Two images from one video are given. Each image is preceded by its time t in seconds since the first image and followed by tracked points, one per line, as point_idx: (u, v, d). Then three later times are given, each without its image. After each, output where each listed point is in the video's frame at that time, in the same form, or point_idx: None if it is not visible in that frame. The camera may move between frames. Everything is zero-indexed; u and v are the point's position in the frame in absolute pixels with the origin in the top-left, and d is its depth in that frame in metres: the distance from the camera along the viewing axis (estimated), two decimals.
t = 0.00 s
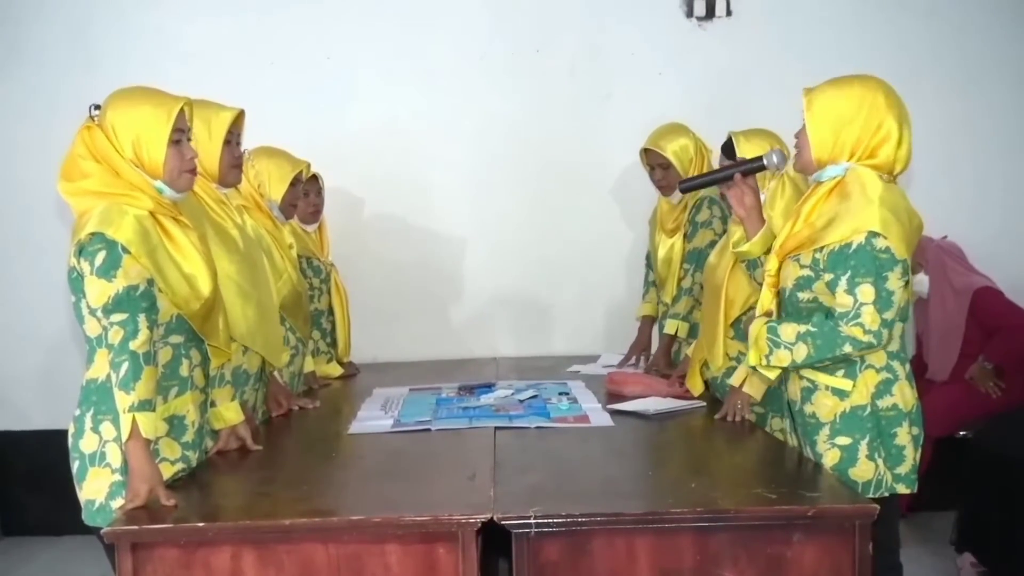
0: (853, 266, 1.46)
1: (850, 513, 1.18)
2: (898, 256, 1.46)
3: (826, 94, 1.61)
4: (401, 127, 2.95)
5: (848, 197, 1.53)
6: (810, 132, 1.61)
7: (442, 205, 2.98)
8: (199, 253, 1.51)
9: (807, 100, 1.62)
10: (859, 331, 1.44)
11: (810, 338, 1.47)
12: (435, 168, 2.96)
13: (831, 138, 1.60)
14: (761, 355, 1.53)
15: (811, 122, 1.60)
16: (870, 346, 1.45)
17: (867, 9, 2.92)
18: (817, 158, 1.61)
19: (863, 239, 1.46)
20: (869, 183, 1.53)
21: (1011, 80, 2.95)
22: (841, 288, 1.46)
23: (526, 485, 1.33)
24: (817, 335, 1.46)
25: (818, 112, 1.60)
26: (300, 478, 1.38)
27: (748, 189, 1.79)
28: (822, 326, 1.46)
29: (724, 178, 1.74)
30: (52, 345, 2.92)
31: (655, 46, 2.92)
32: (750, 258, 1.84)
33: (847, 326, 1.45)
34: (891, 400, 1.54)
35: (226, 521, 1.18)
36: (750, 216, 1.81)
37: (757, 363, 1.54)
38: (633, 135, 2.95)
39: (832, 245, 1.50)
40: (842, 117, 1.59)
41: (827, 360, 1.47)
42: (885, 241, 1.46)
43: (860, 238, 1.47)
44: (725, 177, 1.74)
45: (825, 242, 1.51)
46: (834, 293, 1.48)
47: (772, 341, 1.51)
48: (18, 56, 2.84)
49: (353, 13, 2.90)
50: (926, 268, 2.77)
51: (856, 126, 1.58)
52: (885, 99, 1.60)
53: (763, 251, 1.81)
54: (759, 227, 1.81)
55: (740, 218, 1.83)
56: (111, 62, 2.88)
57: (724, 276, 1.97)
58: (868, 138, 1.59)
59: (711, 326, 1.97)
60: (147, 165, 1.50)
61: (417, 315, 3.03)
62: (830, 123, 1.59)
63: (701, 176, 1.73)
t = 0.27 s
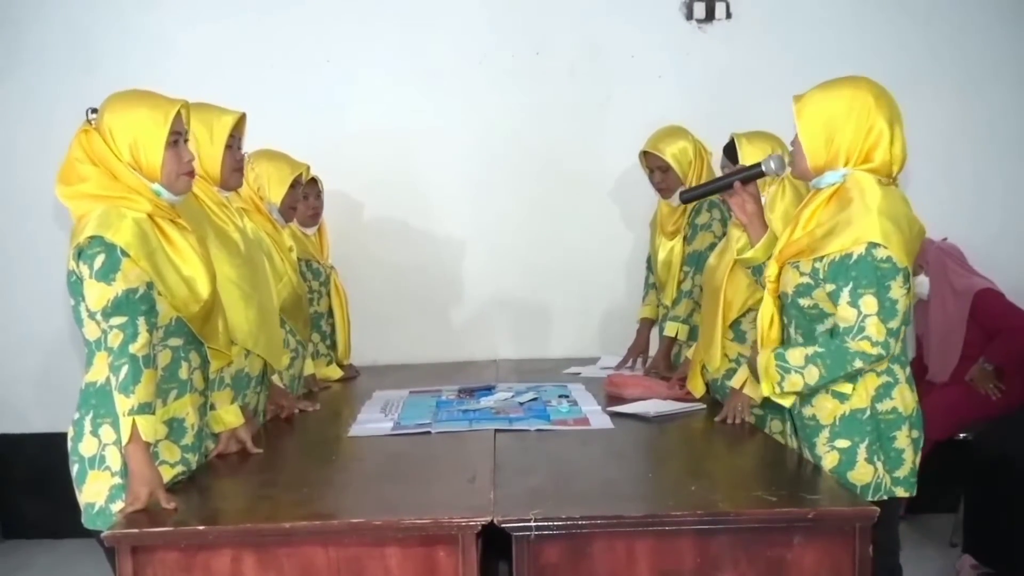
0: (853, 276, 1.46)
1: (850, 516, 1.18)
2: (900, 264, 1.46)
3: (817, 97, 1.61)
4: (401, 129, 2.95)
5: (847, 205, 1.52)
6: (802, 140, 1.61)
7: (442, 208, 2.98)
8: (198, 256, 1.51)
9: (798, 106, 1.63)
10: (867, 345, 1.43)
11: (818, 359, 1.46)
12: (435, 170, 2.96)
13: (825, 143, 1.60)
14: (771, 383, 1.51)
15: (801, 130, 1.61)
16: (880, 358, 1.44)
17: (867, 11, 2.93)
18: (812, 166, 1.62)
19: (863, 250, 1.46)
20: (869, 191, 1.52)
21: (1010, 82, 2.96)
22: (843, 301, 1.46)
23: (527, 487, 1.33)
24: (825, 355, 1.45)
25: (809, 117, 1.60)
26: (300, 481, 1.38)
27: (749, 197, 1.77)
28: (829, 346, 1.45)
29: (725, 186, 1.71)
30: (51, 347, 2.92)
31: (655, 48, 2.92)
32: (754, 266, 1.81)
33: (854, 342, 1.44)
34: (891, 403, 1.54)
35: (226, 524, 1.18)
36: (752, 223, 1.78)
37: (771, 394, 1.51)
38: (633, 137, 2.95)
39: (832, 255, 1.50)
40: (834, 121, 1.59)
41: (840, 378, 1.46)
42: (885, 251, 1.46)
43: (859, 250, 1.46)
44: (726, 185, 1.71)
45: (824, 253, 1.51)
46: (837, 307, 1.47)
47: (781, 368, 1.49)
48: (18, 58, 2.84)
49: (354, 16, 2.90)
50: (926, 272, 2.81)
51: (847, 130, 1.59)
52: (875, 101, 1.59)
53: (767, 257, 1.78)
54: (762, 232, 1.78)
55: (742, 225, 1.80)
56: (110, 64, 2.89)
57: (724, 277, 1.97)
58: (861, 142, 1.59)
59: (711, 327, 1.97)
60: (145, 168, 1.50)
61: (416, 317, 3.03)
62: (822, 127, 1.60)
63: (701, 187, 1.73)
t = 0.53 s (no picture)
0: (837, 276, 1.47)
1: (850, 517, 1.18)
2: (884, 266, 1.45)
3: (817, 98, 1.61)
4: (401, 131, 2.95)
5: (841, 206, 1.52)
6: (802, 141, 1.61)
7: (442, 210, 2.98)
8: (196, 258, 1.51)
9: (796, 106, 1.63)
10: (842, 346, 1.45)
11: (800, 371, 1.48)
12: (434, 172, 2.97)
13: (823, 144, 1.61)
14: (763, 409, 1.54)
15: (802, 131, 1.61)
16: (857, 360, 1.45)
17: (866, 13, 2.93)
18: (812, 166, 1.62)
19: (848, 250, 1.46)
20: (863, 193, 1.52)
21: (1009, 84, 2.96)
22: (825, 302, 1.47)
23: (526, 489, 1.33)
24: (805, 367, 1.48)
25: (809, 117, 1.60)
26: (301, 483, 1.39)
27: (750, 201, 1.79)
28: (810, 356, 1.48)
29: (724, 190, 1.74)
30: (52, 350, 2.92)
31: (654, 50, 2.93)
32: (755, 269, 1.81)
33: (831, 345, 1.46)
34: (886, 405, 1.54)
35: (227, 526, 1.18)
36: (754, 227, 1.80)
37: (763, 419, 1.54)
38: (633, 139, 2.96)
39: (821, 255, 1.50)
40: (833, 122, 1.59)
41: (823, 389, 1.48)
42: (870, 252, 1.45)
43: (844, 250, 1.47)
44: (724, 189, 1.74)
45: (813, 253, 1.51)
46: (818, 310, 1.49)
47: (768, 389, 1.52)
48: (18, 60, 2.84)
49: (353, 18, 2.91)
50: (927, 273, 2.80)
51: (846, 131, 1.59)
52: (872, 100, 1.60)
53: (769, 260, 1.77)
54: (764, 236, 1.80)
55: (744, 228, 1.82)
56: (111, 66, 2.89)
57: (724, 278, 1.96)
58: (859, 143, 1.60)
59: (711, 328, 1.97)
60: (143, 171, 1.50)
61: (416, 319, 3.03)
62: (821, 128, 1.60)
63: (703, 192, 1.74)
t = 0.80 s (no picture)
0: (801, 257, 1.51)
1: (849, 516, 1.18)
2: (849, 268, 1.47)
3: (823, 95, 1.61)
4: (400, 132, 2.95)
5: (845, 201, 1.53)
6: (807, 140, 1.62)
7: (441, 210, 2.98)
8: (194, 258, 1.51)
9: (800, 105, 1.63)
10: (767, 311, 1.52)
11: (729, 295, 1.56)
12: (434, 172, 2.97)
13: (828, 143, 1.61)
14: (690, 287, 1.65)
15: (806, 130, 1.61)
16: (770, 327, 1.52)
17: (865, 13, 2.93)
18: (817, 166, 1.62)
19: (819, 241, 1.49)
20: (868, 192, 1.53)
21: (1008, 84, 2.96)
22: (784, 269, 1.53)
23: (526, 489, 1.33)
24: (732, 295, 1.56)
25: (814, 116, 1.61)
26: (301, 483, 1.39)
27: (755, 197, 1.75)
28: (744, 293, 1.55)
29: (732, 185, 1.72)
30: (52, 351, 2.92)
31: (654, 50, 2.93)
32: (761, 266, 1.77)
33: (762, 303, 1.52)
34: (884, 404, 1.54)
35: (226, 526, 1.18)
36: (760, 224, 1.75)
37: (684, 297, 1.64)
38: (632, 139, 2.96)
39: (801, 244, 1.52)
40: (837, 121, 1.60)
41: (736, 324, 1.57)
42: (841, 249, 1.47)
43: (815, 239, 1.50)
44: (732, 185, 1.72)
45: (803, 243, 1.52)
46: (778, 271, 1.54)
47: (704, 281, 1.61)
48: (17, 62, 2.84)
49: (353, 18, 2.91)
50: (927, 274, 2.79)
51: (850, 129, 1.59)
52: (877, 99, 1.59)
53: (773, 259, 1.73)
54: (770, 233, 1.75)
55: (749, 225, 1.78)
56: (111, 67, 2.89)
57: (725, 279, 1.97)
58: (864, 142, 1.59)
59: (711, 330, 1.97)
60: (141, 171, 1.50)
61: (416, 319, 3.03)
62: (825, 127, 1.60)
63: (709, 187, 1.75)
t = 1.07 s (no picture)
0: (801, 260, 1.51)
1: (848, 514, 1.18)
2: (848, 267, 1.48)
3: (833, 91, 1.62)
4: (400, 130, 2.95)
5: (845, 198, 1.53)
6: (812, 134, 1.63)
7: (440, 209, 2.98)
8: (192, 257, 1.51)
9: (812, 99, 1.64)
10: (771, 313, 1.52)
11: (735, 293, 1.57)
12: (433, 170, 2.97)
13: (832, 139, 1.61)
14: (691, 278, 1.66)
15: (812, 124, 1.62)
16: (774, 330, 1.53)
17: (864, 11, 2.93)
18: (822, 160, 1.63)
19: (819, 241, 1.50)
20: (867, 190, 1.52)
21: (1007, 82, 2.96)
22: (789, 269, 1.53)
23: (525, 487, 1.33)
24: (737, 294, 1.56)
25: (820, 112, 1.62)
26: (301, 480, 1.39)
27: (758, 191, 1.76)
28: (750, 291, 1.55)
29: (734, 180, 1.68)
30: (51, 350, 2.92)
31: (653, 49, 2.93)
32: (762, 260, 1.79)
33: (767, 304, 1.52)
34: (878, 404, 1.53)
35: (226, 524, 1.18)
36: (762, 217, 1.77)
37: (693, 284, 1.64)
38: (632, 138, 2.96)
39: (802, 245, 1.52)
40: (844, 117, 1.60)
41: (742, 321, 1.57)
42: (840, 249, 1.48)
43: (816, 239, 1.50)
44: (733, 180, 1.68)
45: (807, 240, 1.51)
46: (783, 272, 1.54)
47: (713, 274, 1.61)
48: (16, 59, 2.84)
49: (352, 17, 2.90)
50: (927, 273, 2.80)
51: (855, 126, 1.59)
52: (886, 98, 1.59)
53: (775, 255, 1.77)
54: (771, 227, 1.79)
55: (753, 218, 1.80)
56: (110, 66, 2.89)
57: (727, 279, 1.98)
58: (868, 139, 1.59)
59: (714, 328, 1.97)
60: (140, 169, 1.50)
61: (415, 318, 3.03)
62: (831, 122, 1.61)
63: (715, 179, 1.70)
